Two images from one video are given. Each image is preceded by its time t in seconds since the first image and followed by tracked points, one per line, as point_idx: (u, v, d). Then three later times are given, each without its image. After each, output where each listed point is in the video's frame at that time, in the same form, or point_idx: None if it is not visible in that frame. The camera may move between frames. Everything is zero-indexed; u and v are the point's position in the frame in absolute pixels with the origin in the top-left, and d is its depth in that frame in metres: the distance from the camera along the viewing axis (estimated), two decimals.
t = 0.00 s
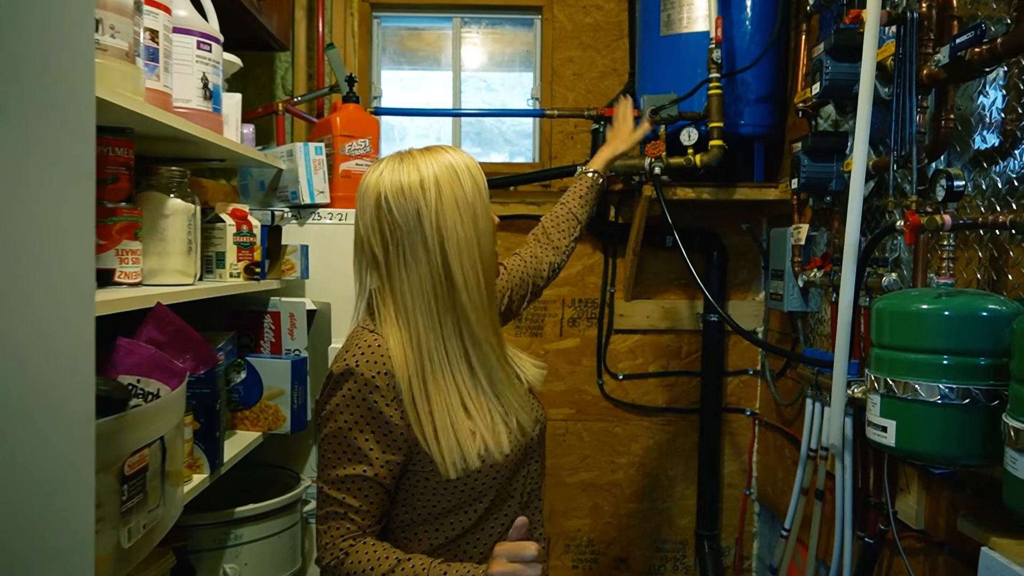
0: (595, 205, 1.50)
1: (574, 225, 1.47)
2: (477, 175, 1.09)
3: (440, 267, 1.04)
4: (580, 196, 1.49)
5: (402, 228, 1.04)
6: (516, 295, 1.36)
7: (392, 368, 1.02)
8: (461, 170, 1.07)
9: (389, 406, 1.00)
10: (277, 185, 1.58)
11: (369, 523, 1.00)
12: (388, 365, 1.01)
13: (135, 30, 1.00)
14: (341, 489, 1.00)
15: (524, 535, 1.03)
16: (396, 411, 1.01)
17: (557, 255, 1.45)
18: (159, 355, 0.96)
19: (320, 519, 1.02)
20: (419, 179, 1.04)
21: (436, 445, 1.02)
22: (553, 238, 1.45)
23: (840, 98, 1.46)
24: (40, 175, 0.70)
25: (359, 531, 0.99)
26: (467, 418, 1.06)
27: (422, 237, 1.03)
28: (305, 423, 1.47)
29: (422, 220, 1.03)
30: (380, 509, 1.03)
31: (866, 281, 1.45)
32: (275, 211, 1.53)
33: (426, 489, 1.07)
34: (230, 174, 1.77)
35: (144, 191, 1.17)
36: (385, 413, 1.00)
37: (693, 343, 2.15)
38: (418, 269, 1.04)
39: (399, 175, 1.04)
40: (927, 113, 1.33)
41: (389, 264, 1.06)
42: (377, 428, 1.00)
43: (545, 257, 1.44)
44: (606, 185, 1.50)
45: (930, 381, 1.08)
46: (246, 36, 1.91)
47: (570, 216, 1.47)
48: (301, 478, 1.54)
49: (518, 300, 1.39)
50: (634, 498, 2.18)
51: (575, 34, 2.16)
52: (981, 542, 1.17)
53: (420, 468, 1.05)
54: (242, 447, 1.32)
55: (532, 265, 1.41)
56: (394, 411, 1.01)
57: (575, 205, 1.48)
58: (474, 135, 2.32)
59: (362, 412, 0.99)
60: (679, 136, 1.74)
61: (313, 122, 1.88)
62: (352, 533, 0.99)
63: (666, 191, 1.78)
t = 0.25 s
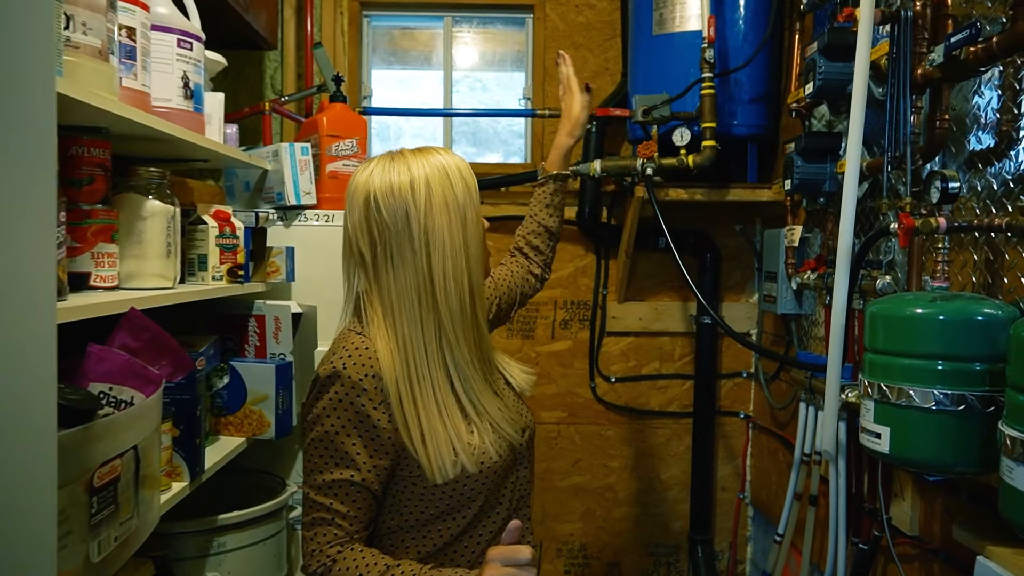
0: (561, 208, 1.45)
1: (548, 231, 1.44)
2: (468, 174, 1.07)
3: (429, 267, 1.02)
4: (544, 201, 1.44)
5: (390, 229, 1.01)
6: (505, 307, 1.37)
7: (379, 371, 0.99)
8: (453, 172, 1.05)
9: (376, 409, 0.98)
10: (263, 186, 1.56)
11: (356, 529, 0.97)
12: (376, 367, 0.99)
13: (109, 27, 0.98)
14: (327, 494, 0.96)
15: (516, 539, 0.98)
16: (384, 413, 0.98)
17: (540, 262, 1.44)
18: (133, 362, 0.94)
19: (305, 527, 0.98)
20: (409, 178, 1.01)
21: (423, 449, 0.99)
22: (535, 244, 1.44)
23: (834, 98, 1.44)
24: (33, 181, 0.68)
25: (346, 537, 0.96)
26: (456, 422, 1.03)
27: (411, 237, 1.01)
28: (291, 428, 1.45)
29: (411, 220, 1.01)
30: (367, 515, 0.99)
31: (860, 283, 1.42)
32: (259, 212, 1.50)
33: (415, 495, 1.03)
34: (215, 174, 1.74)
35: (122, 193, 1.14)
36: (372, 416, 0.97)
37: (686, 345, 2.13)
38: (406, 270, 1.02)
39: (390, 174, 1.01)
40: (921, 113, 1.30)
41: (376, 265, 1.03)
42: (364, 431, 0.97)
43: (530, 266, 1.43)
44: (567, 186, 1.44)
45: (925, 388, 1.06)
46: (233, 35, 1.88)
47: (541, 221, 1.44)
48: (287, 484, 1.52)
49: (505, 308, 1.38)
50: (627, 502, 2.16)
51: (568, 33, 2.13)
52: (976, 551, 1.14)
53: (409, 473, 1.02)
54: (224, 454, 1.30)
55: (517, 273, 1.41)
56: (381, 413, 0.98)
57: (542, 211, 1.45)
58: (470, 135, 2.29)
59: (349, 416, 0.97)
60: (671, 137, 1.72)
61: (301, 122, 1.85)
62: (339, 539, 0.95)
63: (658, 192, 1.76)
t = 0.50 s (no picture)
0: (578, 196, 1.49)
1: (557, 216, 1.44)
2: (457, 175, 1.04)
3: (417, 270, 1.00)
4: (563, 187, 1.47)
5: (377, 230, 0.99)
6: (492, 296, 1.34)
7: (364, 376, 0.97)
8: (444, 173, 1.02)
9: (361, 415, 0.96)
10: (253, 186, 1.54)
11: (344, 537, 0.96)
12: (360, 373, 0.97)
13: (92, 25, 0.96)
14: (313, 503, 0.95)
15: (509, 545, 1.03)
16: (368, 420, 0.97)
17: (535, 249, 1.42)
18: (116, 365, 0.93)
19: (293, 535, 0.97)
20: (396, 179, 0.99)
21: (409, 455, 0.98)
22: (533, 231, 1.42)
23: (830, 98, 1.43)
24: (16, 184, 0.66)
25: (334, 546, 0.95)
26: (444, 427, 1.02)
27: (397, 239, 0.99)
28: (281, 430, 1.43)
29: (399, 222, 0.99)
30: (355, 522, 0.98)
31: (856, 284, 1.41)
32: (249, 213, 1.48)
33: (402, 501, 1.02)
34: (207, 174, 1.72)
35: (107, 193, 1.13)
36: (356, 423, 0.96)
37: (681, 346, 2.11)
38: (392, 273, 1.00)
39: (379, 174, 0.99)
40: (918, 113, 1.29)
41: (363, 267, 1.02)
42: (348, 438, 0.96)
43: (524, 252, 1.41)
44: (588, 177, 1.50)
45: (921, 391, 1.05)
46: (224, 34, 1.86)
47: (552, 206, 1.44)
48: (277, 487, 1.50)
49: (494, 297, 1.36)
50: (621, 504, 2.15)
51: (562, 32, 2.12)
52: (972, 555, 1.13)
53: (395, 480, 1.01)
54: (213, 458, 1.28)
55: (509, 261, 1.39)
56: (366, 420, 0.97)
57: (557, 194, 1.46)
58: (466, 135, 2.27)
59: (333, 423, 0.95)
60: (666, 137, 1.70)
61: (293, 121, 1.83)
62: (327, 548, 0.94)
63: (653, 192, 1.75)
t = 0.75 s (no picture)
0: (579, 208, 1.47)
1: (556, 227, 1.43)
2: (450, 173, 1.04)
3: (410, 268, 0.99)
4: (564, 198, 1.46)
5: (370, 228, 0.98)
6: (488, 300, 1.33)
7: (357, 375, 0.97)
8: (437, 172, 1.02)
9: (354, 415, 0.96)
10: (246, 186, 1.53)
11: (337, 538, 0.95)
12: (353, 372, 0.96)
13: (81, 22, 0.95)
14: (306, 503, 0.94)
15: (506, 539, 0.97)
16: (362, 420, 0.96)
17: (533, 257, 1.41)
18: (105, 367, 0.92)
19: (285, 536, 0.96)
20: (390, 177, 0.98)
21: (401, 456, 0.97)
22: (531, 239, 1.42)
23: (827, 98, 1.42)
24: None
25: (327, 546, 0.94)
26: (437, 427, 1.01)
27: (390, 238, 0.98)
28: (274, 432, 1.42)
29: (392, 220, 0.98)
30: (348, 523, 0.97)
31: (853, 285, 1.41)
32: (242, 213, 1.47)
33: (396, 502, 1.01)
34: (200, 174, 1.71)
35: (96, 192, 1.11)
36: (350, 423, 0.95)
37: (677, 347, 2.11)
38: (385, 272, 0.99)
39: (372, 173, 0.98)
40: (914, 113, 1.28)
41: (355, 266, 1.01)
42: (342, 438, 0.95)
43: (522, 259, 1.40)
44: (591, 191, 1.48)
45: (918, 392, 1.04)
46: (217, 32, 1.85)
47: (552, 216, 1.44)
48: (271, 489, 1.49)
49: (491, 303, 1.35)
50: (617, 505, 2.14)
51: (558, 32, 2.11)
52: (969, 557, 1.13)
53: (388, 480, 1.00)
54: (205, 459, 1.27)
55: (505, 267, 1.38)
56: (359, 420, 0.96)
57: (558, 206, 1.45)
58: (463, 135, 2.27)
59: (326, 422, 0.94)
60: (662, 136, 1.70)
61: (287, 120, 1.82)
62: (320, 549, 0.93)
63: (649, 193, 1.74)
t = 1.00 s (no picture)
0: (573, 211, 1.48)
1: (548, 229, 1.43)
2: (440, 174, 1.03)
3: (399, 270, 0.99)
4: (556, 200, 1.46)
5: (359, 231, 0.98)
6: (482, 302, 1.31)
7: (345, 378, 0.96)
8: (427, 173, 1.01)
9: (343, 419, 0.95)
10: (239, 187, 1.52)
11: (325, 541, 0.95)
12: (342, 376, 0.96)
13: (70, 22, 0.94)
14: (294, 506, 0.94)
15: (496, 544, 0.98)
16: (351, 424, 0.96)
17: (527, 259, 1.40)
18: (94, 370, 0.91)
19: (274, 539, 0.96)
20: (378, 179, 0.98)
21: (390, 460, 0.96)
22: (525, 241, 1.41)
23: (821, 99, 1.42)
24: None
25: (315, 550, 0.94)
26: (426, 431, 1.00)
27: (378, 240, 0.98)
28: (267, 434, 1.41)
29: (381, 222, 0.97)
30: (337, 527, 0.97)
31: (847, 286, 1.40)
32: (235, 214, 1.46)
33: (384, 506, 1.00)
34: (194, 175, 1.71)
35: (87, 194, 1.11)
36: (338, 427, 0.95)
37: (672, 348, 2.10)
38: (374, 274, 0.99)
39: (360, 175, 0.98)
40: (908, 114, 1.28)
41: (344, 269, 1.00)
42: (330, 442, 0.95)
43: (515, 261, 1.39)
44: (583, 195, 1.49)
45: (912, 395, 1.04)
46: (211, 33, 1.84)
47: (545, 219, 1.44)
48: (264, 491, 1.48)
49: (484, 305, 1.34)
50: (613, 506, 2.14)
51: (553, 32, 2.10)
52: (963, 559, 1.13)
53: (378, 484, 0.99)
54: (198, 462, 1.26)
55: (498, 269, 1.37)
56: (348, 424, 0.96)
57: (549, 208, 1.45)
58: (459, 135, 2.26)
59: (314, 426, 0.94)
60: (657, 137, 1.69)
61: (281, 121, 1.82)
62: (308, 552, 0.93)
63: (644, 194, 1.73)
